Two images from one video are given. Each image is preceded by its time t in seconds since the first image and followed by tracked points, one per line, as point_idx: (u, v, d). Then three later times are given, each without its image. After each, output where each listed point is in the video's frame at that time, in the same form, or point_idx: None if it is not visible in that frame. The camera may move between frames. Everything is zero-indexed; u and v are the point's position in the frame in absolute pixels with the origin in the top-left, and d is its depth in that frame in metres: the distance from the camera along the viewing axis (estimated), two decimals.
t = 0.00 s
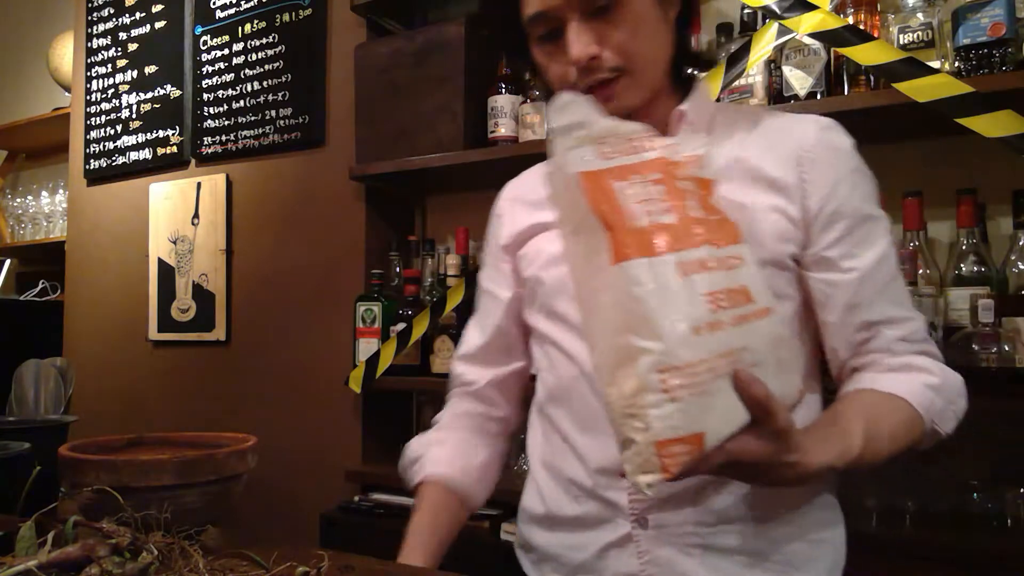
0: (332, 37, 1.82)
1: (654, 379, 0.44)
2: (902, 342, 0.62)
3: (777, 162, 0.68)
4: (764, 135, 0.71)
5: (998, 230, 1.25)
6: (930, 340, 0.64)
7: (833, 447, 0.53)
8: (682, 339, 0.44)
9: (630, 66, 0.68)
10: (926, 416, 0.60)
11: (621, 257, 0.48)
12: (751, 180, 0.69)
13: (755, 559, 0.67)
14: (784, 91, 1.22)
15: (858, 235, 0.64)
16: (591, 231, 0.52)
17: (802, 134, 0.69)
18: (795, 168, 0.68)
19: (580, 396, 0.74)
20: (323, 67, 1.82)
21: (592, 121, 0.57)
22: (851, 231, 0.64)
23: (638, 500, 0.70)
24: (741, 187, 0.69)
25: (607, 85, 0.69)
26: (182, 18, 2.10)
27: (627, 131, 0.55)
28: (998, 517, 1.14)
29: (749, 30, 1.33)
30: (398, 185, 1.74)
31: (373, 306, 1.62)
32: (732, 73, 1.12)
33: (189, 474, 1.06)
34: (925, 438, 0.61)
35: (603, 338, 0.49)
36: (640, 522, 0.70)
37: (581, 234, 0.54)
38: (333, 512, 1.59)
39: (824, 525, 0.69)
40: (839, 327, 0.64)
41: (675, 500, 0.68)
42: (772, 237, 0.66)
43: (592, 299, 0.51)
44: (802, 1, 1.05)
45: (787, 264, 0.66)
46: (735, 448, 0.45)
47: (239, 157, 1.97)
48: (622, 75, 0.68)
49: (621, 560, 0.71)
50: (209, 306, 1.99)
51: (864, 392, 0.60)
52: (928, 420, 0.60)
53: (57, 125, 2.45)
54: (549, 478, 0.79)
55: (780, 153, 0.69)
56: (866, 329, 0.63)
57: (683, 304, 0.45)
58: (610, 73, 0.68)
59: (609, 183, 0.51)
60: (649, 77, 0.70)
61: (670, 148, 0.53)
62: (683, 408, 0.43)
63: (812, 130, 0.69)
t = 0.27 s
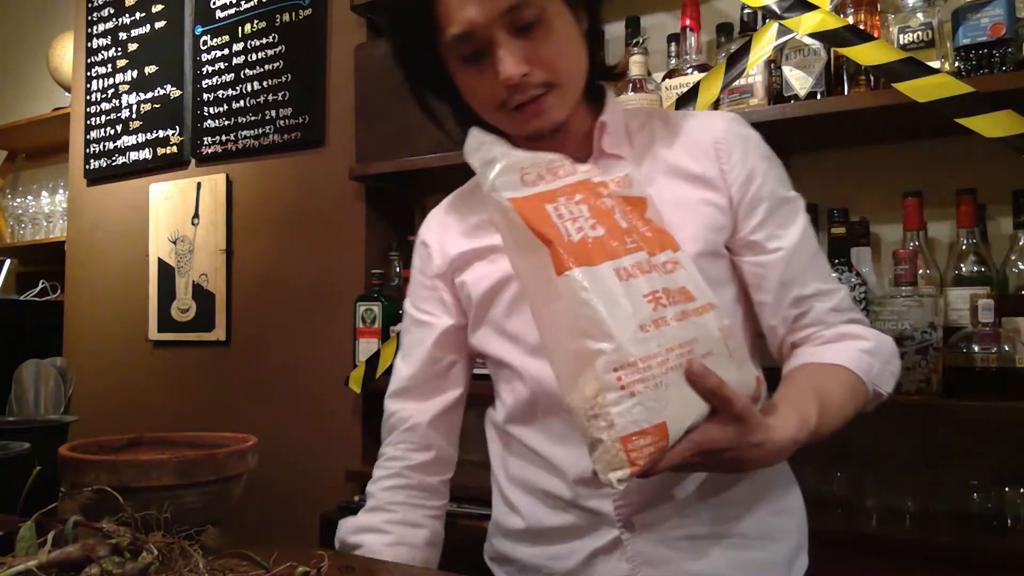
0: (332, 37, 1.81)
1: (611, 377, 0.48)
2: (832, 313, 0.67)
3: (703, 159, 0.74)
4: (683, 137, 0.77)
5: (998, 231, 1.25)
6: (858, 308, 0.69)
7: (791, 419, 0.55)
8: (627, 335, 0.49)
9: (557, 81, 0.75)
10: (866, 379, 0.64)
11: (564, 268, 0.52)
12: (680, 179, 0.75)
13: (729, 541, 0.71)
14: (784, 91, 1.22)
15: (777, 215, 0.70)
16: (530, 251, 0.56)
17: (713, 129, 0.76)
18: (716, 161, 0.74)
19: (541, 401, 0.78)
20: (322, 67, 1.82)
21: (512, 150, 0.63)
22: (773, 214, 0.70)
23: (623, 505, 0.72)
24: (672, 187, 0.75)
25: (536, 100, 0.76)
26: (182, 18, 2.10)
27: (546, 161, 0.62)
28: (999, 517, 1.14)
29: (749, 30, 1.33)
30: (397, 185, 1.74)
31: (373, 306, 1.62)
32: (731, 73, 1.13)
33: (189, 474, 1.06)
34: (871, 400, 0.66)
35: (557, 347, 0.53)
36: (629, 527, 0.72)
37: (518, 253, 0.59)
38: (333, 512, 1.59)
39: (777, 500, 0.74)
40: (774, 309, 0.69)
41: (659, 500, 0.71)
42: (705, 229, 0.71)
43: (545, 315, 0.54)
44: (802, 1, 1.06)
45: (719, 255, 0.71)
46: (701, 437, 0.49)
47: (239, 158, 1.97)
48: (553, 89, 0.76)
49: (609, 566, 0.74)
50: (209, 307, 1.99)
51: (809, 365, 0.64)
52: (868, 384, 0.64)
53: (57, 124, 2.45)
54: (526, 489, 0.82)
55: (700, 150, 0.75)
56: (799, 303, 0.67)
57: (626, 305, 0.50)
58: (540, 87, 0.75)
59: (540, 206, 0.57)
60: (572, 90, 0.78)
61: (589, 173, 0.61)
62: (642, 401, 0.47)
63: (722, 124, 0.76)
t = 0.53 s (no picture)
0: (332, 37, 1.81)
1: (611, 394, 0.48)
2: (830, 313, 0.68)
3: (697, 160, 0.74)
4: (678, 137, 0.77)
5: (997, 232, 1.25)
6: (857, 307, 0.70)
7: (794, 427, 0.56)
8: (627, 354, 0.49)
9: (550, 86, 0.75)
10: (868, 381, 0.64)
11: (564, 284, 0.52)
12: (673, 181, 0.75)
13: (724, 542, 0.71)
14: (784, 91, 1.22)
15: (772, 215, 0.71)
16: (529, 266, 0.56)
17: (710, 129, 0.76)
18: (710, 162, 0.74)
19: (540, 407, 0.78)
20: (322, 68, 1.82)
21: (517, 164, 0.62)
22: (769, 213, 0.71)
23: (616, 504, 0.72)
24: (668, 188, 0.75)
25: (530, 105, 0.76)
26: (182, 18, 2.10)
27: (554, 176, 0.61)
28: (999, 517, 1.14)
29: (749, 30, 1.33)
30: (397, 185, 1.74)
31: (373, 306, 1.62)
32: (732, 73, 1.13)
33: (189, 474, 1.06)
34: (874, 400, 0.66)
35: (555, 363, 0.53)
36: (623, 523, 0.72)
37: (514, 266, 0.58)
38: (333, 512, 1.59)
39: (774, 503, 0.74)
40: (773, 308, 0.69)
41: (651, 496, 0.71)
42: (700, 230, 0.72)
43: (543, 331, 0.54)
44: (802, 1, 1.06)
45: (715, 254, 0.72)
46: (704, 452, 0.49)
47: (239, 158, 1.97)
48: (547, 94, 0.76)
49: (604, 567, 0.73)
50: (209, 307, 1.99)
51: (807, 368, 0.65)
52: (870, 386, 0.65)
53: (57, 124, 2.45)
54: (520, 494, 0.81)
55: (698, 150, 0.75)
56: (798, 302, 0.68)
57: (626, 320, 0.50)
58: (534, 92, 0.75)
59: (541, 222, 0.56)
60: (568, 93, 0.78)
61: (592, 186, 0.60)
62: (642, 417, 0.47)
63: (717, 124, 0.76)
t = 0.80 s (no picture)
0: (332, 37, 1.81)
1: (648, 428, 0.46)
2: (881, 326, 0.64)
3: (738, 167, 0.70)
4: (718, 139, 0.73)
5: (997, 232, 1.26)
6: (908, 320, 0.66)
7: (845, 449, 0.53)
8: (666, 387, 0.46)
9: (597, 77, 0.72)
10: (920, 397, 0.61)
11: (593, 317, 0.50)
12: (705, 183, 0.72)
13: (738, 554, 0.68)
14: (784, 91, 1.22)
15: (821, 225, 0.67)
16: (554, 299, 0.53)
17: (759, 132, 0.71)
18: (753, 169, 0.69)
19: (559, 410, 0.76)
20: (322, 68, 1.82)
21: (538, 194, 0.58)
22: (817, 222, 0.67)
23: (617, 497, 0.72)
24: (702, 192, 0.72)
25: (574, 95, 0.72)
26: (182, 18, 2.10)
27: (580, 200, 0.58)
28: (998, 517, 1.14)
29: (748, 30, 1.33)
30: (397, 185, 1.74)
31: (374, 306, 1.62)
32: (731, 73, 1.14)
33: (189, 474, 1.06)
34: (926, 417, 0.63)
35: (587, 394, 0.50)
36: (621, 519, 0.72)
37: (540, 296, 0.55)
38: (333, 512, 1.59)
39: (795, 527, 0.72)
40: (819, 318, 0.66)
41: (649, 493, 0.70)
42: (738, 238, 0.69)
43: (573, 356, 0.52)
44: (802, 1, 1.06)
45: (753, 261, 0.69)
46: (751, 479, 0.46)
47: (240, 158, 1.97)
48: (593, 85, 0.72)
49: (602, 563, 0.73)
50: (209, 307, 1.99)
51: (860, 387, 0.62)
52: (923, 403, 0.62)
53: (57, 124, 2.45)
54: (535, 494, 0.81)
55: (740, 156, 0.70)
56: (846, 314, 0.65)
57: (661, 353, 0.48)
58: (579, 83, 0.72)
59: (567, 252, 0.54)
60: (614, 85, 0.74)
61: (618, 211, 0.57)
62: (681, 451, 0.45)
63: (763, 128, 0.71)
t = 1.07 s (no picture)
0: (332, 37, 1.81)
1: (681, 435, 0.48)
2: (937, 342, 0.64)
3: (796, 173, 0.71)
4: (775, 145, 0.73)
5: (997, 232, 1.26)
6: (965, 339, 0.66)
7: (895, 458, 0.55)
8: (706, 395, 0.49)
9: (660, 66, 0.71)
10: (977, 416, 0.61)
11: (615, 328, 0.52)
12: (746, 186, 0.73)
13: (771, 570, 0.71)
14: (783, 91, 1.22)
15: (878, 238, 0.67)
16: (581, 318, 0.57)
17: (819, 144, 0.72)
18: (809, 176, 0.70)
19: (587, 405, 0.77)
20: (322, 68, 1.82)
21: (556, 214, 0.62)
22: (873, 235, 0.67)
23: (634, 491, 0.73)
24: (754, 197, 0.73)
25: (641, 82, 0.71)
26: (182, 18, 2.10)
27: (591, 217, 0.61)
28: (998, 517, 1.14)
29: (748, 30, 1.33)
30: (397, 185, 1.74)
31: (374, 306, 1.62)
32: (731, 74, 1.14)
33: (189, 475, 1.06)
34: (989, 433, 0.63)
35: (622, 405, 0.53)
36: (637, 513, 0.74)
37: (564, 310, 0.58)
38: (333, 512, 1.59)
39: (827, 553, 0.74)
40: (875, 332, 0.66)
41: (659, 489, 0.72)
42: (788, 241, 0.69)
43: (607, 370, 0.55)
44: (802, 1, 1.06)
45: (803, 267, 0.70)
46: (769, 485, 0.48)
47: (240, 158, 1.97)
48: (651, 76, 0.71)
49: (619, 556, 0.75)
50: (209, 307, 1.99)
51: (919, 401, 0.62)
52: (982, 421, 0.61)
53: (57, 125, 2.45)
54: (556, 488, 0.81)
55: (796, 162, 0.71)
56: (903, 330, 0.65)
57: (689, 359, 0.50)
58: (643, 71, 0.71)
59: (585, 267, 0.56)
60: (672, 80, 0.73)
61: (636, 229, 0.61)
62: (715, 458, 0.47)
63: (825, 138, 0.72)
